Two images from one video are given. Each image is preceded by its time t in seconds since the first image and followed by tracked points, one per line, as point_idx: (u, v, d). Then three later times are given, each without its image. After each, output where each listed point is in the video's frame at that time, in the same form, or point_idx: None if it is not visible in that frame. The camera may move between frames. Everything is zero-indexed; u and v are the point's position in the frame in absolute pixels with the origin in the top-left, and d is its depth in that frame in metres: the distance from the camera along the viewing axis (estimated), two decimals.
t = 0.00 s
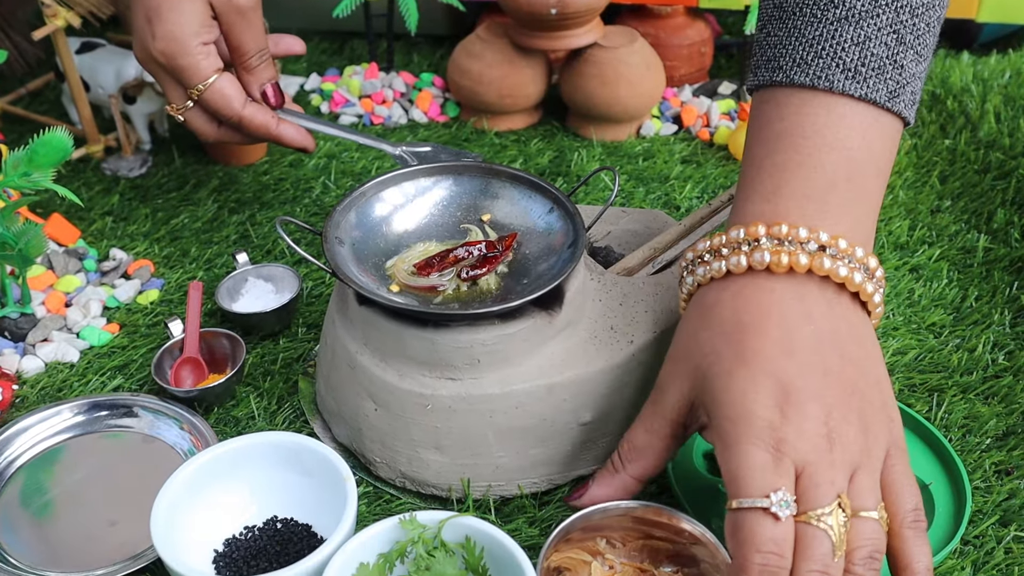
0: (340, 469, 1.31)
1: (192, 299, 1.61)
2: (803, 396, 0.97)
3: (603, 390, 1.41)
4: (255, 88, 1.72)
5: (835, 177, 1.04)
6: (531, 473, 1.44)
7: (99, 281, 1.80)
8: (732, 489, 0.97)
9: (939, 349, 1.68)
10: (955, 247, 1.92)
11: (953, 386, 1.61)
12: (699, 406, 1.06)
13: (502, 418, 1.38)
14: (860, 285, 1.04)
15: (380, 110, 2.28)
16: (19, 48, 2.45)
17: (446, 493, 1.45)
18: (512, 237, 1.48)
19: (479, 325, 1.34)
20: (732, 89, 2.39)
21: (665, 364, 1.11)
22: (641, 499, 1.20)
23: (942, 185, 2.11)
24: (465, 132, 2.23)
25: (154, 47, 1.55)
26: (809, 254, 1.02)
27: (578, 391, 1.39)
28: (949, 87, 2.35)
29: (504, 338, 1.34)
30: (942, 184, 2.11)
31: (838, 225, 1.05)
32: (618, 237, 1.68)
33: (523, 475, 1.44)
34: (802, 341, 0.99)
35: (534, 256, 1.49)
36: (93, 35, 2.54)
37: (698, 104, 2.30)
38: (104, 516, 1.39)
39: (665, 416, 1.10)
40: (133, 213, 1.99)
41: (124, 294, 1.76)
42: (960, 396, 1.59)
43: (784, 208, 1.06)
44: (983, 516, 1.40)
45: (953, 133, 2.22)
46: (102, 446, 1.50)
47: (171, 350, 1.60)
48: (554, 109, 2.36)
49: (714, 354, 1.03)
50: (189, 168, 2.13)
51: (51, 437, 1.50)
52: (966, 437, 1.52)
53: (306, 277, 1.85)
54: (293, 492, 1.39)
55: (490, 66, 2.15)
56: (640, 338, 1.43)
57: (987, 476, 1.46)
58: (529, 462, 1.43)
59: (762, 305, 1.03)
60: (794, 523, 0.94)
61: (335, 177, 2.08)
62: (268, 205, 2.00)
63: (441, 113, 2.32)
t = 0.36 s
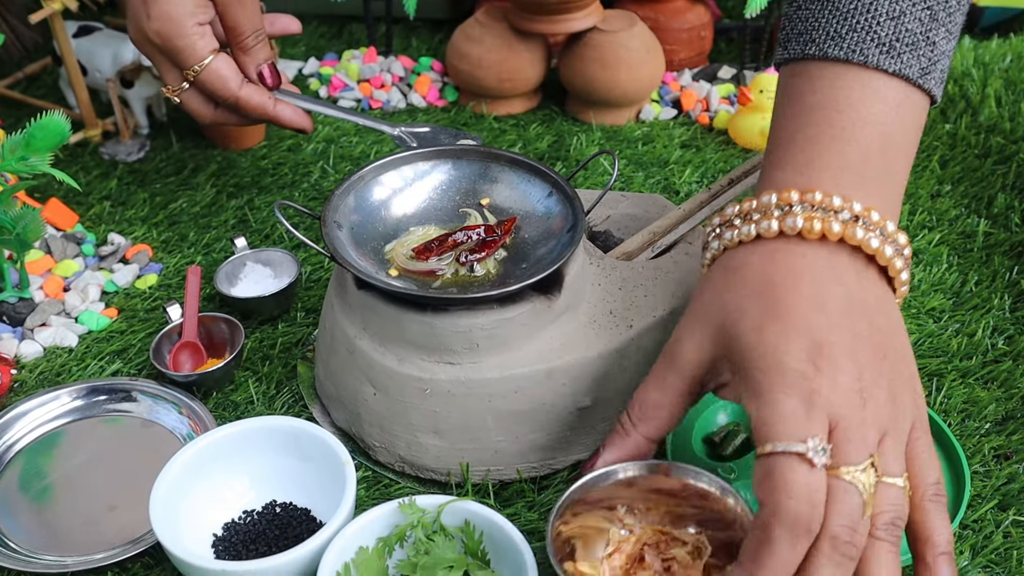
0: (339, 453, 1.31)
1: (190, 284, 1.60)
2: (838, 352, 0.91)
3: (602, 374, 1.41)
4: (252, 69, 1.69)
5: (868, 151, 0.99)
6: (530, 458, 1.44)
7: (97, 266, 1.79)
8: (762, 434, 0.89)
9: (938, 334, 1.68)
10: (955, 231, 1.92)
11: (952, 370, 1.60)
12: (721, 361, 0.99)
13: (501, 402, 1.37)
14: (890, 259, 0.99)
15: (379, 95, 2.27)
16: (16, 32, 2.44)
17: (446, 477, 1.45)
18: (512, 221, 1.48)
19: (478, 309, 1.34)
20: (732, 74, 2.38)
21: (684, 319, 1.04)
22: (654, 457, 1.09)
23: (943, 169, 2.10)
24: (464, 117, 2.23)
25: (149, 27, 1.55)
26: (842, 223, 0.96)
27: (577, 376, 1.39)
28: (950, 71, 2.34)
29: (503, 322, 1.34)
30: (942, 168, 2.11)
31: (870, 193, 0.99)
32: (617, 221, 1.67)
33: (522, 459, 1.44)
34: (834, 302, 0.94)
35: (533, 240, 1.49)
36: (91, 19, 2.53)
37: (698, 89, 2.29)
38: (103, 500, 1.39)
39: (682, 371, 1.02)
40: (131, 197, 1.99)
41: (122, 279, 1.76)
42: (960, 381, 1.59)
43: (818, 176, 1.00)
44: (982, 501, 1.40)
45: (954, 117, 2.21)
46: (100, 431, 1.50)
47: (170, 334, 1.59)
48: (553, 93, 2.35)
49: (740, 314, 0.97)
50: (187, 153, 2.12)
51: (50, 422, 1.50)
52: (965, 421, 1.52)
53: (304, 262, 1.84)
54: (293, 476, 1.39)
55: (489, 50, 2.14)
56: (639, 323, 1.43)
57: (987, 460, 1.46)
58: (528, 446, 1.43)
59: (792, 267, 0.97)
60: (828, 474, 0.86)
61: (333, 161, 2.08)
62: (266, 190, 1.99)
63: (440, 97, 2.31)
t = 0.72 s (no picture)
0: (339, 442, 1.31)
1: (188, 272, 1.60)
2: (924, 190, 0.95)
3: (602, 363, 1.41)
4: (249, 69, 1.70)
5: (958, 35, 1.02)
6: (530, 446, 1.44)
7: (96, 255, 1.79)
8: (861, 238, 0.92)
9: (938, 322, 1.68)
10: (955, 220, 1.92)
11: (951, 358, 1.61)
12: (797, 188, 1.03)
13: (501, 391, 1.37)
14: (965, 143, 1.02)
15: (378, 83, 2.27)
16: (13, 20, 2.43)
17: (445, 466, 1.45)
18: (512, 208, 1.47)
19: (478, 298, 1.34)
20: (732, 62, 2.37)
21: (759, 151, 1.06)
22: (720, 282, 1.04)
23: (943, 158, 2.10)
24: (463, 105, 2.22)
25: (147, 26, 1.54)
26: (934, 94, 0.99)
27: (578, 364, 1.39)
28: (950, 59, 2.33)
29: (502, 310, 1.34)
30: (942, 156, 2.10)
31: (952, 70, 1.02)
32: (616, 210, 1.67)
33: (522, 448, 1.43)
34: (918, 150, 0.98)
35: (533, 228, 1.48)
36: (88, 6, 2.52)
37: (697, 77, 2.29)
38: (103, 488, 1.39)
39: (756, 191, 1.02)
40: (130, 185, 1.98)
41: (121, 268, 1.76)
42: (959, 369, 1.59)
43: (912, 47, 1.03)
44: (981, 489, 1.40)
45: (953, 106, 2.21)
46: (100, 419, 1.49)
47: (169, 323, 1.59)
48: (552, 82, 2.35)
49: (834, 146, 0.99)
50: (185, 141, 2.12)
51: (49, 410, 1.50)
52: (965, 410, 1.52)
53: (303, 251, 1.84)
54: (292, 465, 1.39)
55: (488, 38, 2.13)
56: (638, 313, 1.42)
57: (985, 448, 1.46)
58: (528, 434, 1.42)
59: (881, 116, 1.00)
60: (915, 285, 0.89)
61: (332, 150, 2.08)
62: (265, 178, 1.99)
63: (439, 86, 2.31)
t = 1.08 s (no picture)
0: (339, 434, 1.31)
1: (188, 265, 1.60)
2: None
3: (602, 355, 1.41)
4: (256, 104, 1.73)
5: None
6: (530, 438, 1.44)
7: (95, 247, 1.79)
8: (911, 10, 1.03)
9: (937, 315, 1.68)
10: (955, 213, 1.92)
11: (951, 351, 1.61)
12: None
13: (500, 383, 1.37)
14: None
15: (378, 75, 2.27)
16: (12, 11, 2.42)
17: (445, 458, 1.45)
18: (511, 202, 1.47)
19: (478, 290, 1.34)
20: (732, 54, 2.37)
21: None
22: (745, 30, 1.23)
23: (942, 150, 2.10)
24: (463, 98, 2.22)
25: (175, 65, 1.52)
26: None
27: (577, 357, 1.39)
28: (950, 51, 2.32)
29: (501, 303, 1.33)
30: (941, 149, 2.11)
31: None
32: (616, 202, 1.67)
33: (521, 440, 1.43)
34: None
35: (533, 222, 1.48)
36: None
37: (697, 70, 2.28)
38: (102, 480, 1.39)
39: None
40: (129, 178, 1.98)
41: (120, 260, 1.75)
42: (958, 361, 1.59)
43: None
44: (980, 481, 1.40)
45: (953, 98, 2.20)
46: (100, 411, 1.50)
47: (168, 315, 1.59)
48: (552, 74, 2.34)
49: None
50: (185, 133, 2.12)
51: (49, 402, 1.50)
52: (963, 402, 1.52)
53: (302, 243, 1.84)
54: (292, 457, 1.39)
55: (488, 31, 2.13)
56: (637, 306, 1.42)
57: (984, 441, 1.46)
58: (528, 427, 1.43)
59: None
60: (940, 51, 1.00)
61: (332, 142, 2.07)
62: (264, 171, 1.99)
63: (439, 78, 2.31)
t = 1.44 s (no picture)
0: (338, 430, 1.31)
1: (188, 260, 1.60)
2: None
3: (601, 352, 1.41)
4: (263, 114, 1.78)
5: None
6: (529, 435, 1.44)
7: (94, 243, 1.79)
8: None
9: (936, 311, 1.68)
10: (954, 209, 1.92)
11: (950, 347, 1.61)
12: None
13: (500, 380, 1.37)
14: None
15: (378, 71, 2.26)
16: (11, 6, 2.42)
17: (445, 455, 1.45)
18: (512, 199, 1.47)
19: (477, 287, 1.34)
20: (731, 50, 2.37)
21: None
22: None
23: (941, 147, 2.10)
24: (462, 94, 2.22)
25: (187, 76, 1.56)
26: None
27: (577, 353, 1.39)
28: (949, 48, 2.31)
29: (501, 299, 1.33)
30: (941, 146, 2.10)
31: None
32: (616, 198, 1.67)
33: (521, 436, 1.44)
34: None
35: (533, 218, 1.48)
36: None
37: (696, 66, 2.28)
38: (102, 476, 1.39)
39: None
40: (128, 174, 1.98)
41: (120, 256, 1.75)
42: (957, 358, 1.59)
43: None
44: (978, 478, 1.41)
45: (952, 95, 2.20)
46: (100, 407, 1.50)
47: (168, 311, 1.58)
48: (551, 70, 2.34)
49: None
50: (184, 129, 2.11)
51: (49, 399, 1.50)
52: (962, 399, 1.52)
53: (302, 239, 1.84)
54: (292, 453, 1.39)
55: (487, 27, 2.13)
56: (637, 302, 1.42)
57: (983, 437, 1.46)
58: (527, 423, 1.43)
59: None
60: None
61: (331, 138, 2.07)
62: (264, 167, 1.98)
63: (439, 74, 2.31)
